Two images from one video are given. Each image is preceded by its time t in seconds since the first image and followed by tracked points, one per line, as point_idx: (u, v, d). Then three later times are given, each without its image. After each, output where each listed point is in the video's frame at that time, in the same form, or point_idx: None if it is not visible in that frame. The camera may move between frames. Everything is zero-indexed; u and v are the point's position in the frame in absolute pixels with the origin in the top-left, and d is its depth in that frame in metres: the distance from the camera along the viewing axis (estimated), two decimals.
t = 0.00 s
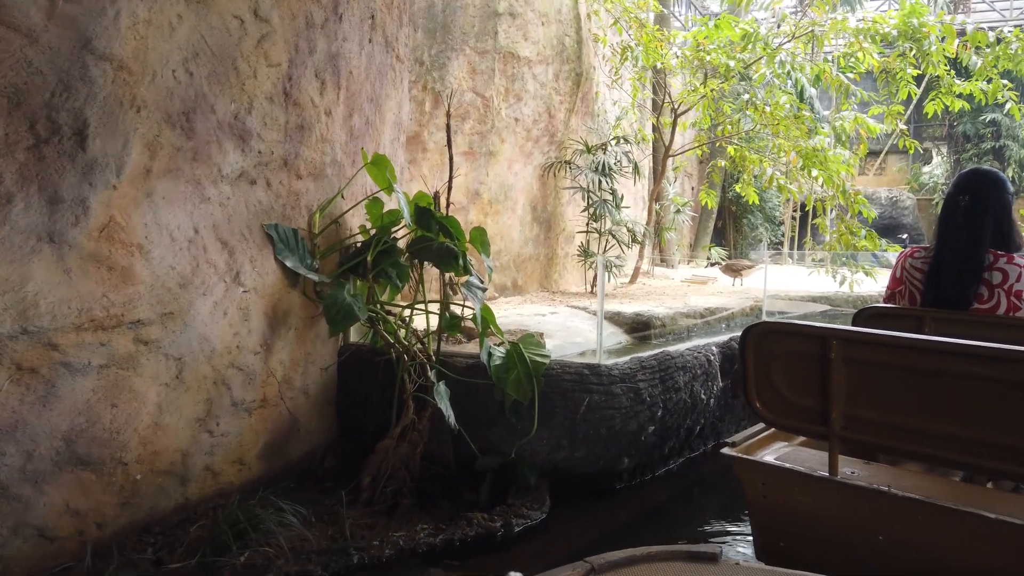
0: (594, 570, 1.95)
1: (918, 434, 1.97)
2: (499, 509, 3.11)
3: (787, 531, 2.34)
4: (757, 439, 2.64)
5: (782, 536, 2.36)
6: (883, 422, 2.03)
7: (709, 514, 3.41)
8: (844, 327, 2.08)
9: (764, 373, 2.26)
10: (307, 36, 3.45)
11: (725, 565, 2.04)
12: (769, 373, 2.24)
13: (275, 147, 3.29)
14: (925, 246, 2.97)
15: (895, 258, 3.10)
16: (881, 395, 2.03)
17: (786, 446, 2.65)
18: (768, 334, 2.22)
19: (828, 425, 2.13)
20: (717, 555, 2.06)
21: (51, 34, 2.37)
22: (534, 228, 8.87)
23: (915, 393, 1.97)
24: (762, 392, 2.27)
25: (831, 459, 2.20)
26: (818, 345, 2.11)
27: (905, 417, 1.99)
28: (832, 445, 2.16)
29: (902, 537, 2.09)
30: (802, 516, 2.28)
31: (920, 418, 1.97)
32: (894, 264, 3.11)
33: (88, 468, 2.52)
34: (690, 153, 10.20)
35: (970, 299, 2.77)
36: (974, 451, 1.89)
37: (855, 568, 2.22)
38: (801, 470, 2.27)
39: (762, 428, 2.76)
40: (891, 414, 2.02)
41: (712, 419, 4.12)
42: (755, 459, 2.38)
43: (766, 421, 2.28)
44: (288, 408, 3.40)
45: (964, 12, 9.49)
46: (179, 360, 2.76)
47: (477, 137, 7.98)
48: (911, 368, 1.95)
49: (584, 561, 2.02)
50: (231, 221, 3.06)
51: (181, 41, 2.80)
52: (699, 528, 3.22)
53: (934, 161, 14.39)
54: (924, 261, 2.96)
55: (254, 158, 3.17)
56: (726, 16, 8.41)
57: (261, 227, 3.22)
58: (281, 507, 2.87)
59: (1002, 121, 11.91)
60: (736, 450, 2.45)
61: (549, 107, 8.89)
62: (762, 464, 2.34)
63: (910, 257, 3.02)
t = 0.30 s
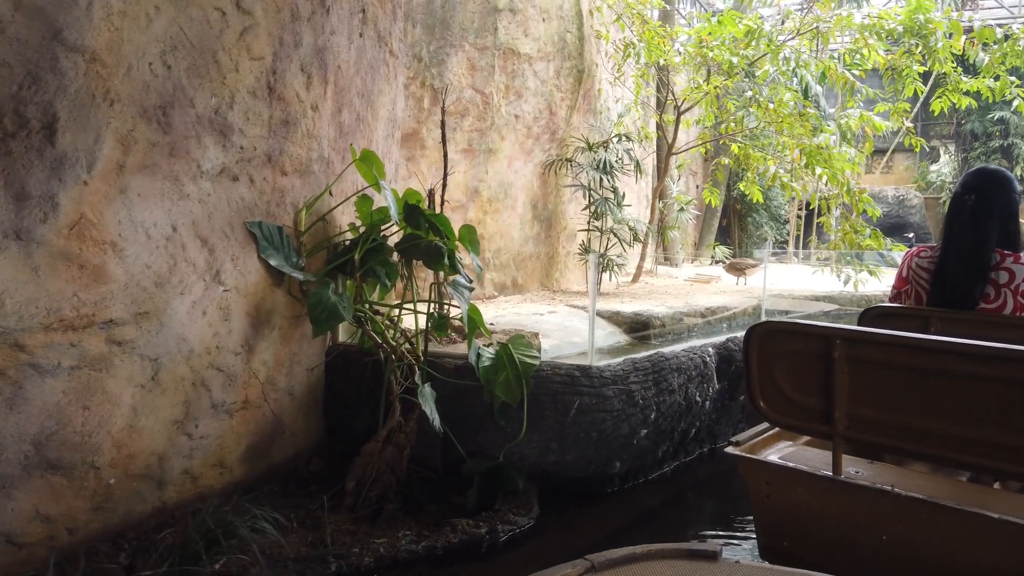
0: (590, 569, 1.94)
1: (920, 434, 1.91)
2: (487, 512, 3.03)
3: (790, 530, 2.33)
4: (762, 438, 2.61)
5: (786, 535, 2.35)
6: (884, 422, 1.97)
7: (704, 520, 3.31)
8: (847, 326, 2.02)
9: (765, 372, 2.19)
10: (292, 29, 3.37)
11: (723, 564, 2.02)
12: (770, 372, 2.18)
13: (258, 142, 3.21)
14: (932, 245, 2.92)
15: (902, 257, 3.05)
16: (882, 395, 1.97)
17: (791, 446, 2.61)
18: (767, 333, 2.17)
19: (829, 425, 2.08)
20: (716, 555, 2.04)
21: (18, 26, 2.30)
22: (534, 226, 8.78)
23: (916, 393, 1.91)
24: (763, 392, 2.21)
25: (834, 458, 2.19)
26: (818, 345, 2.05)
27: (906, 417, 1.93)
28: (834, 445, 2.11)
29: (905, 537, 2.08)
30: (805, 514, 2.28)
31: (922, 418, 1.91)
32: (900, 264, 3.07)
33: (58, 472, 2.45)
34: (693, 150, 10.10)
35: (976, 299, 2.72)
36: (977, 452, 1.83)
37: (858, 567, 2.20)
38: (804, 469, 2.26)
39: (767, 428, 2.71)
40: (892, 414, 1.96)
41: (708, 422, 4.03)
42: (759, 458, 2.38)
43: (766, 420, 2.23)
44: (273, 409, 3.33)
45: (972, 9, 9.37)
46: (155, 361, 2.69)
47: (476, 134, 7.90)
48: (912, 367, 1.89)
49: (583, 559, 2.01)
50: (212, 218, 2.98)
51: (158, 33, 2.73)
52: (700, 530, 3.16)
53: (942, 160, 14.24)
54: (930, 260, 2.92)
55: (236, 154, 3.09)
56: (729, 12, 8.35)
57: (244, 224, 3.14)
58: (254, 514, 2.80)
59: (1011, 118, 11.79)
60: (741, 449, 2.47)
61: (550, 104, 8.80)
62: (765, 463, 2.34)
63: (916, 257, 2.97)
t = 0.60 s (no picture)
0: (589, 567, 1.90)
1: (921, 433, 1.92)
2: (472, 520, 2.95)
3: (791, 530, 2.34)
4: (764, 439, 2.67)
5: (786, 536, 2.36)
6: (886, 423, 1.98)
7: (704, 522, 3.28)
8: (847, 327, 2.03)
9: (766, 373, 2.20)
10: (274, 25, 3.29)
11: (723, 564, 1.96)
12: (771, 373, 2.19)
13: (238, 140, 3.14)
14: (937, 247, 3.02)
15: (907, 258, 3.16)
16: (882, 395, 1.98)
17: (793, 447, 2.67)
18: (768, 334, 2.18)
19: (830, 426, 2.09)
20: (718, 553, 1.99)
21: None
22: (533, 226, 8.69)
23: (915, 393, 1.92)
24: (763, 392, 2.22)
25: (835, 460, 2.20)
26: (818, 345, 2.06)
27: (907, 418, 1.94)
28: (835, 446, 2.11)
29: (907, 538, 2.10)
30: (805, 515, 2.30)
31: (922, 419, 1.92)
32: (905, 265, 3.19)
33: (24, 479, 2.38)
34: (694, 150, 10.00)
35: (980, 300, 2.83)
36: (978, 452, 1.83)
37: (859, 568, 2.22)
38: (806, 470, 2.28)
39: (771, 429, 2.78)
40: (892, 414, 1.97)
41: (702, 426, 3.95)
42: (761, 458, 2.39)
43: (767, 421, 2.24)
44: (254, 413, 3.26)
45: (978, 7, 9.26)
46: (127, 365, 2.62)
47: (473, 134, 7.82)
48: (912, 367, 1.90)
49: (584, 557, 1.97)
50: (189, 219, 2.91)
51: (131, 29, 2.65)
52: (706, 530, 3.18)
53: (947, 160, 14.13)
54: (934, 262, 3.01)
55: (214, 153, 3.02)
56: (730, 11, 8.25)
57: (223, 224, 3.07)
58: (224, 525, 2.71)
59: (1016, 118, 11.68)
60: (742, 450, 2.49)
61: (549, 103, 8.70)
62: (766, 465, 2.36)
63: (920, 258, 3.08)
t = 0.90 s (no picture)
0: (593, 565, 1.98)
1: (919, 433, 1.96)
2: (453, 529, 2.86)
3: (791, 530, 2.35)
4: (765, 439, 2.72)
5: (786, 536, 2.37)
6: (886, 422, 2.02)
7: (706, 523, 3.27)
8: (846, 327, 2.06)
9: (767, 373, 2.25)
10: (254, 19, 3.21)
11: (724, 563, 2.03)
12: (772, 372, 2.23)
13: (216, 137, 3.06)
14: (938, 248, 2.98)
15: (908, 260, 3.11)
16: (881, 395, 2.02)
17: (794, 446, 2.70)
18: (770, 334, 2.22)
19: (831, 426, 2.13)
20: (717, 552, 2.06)
21: None
22: (531, 227, 8.59)
23: (914, 393, 1.95)
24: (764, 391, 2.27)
25: (835, 459, 2.22)
26: (817, 345, 2.10)
27: (908, 418, 1.97)
28: (836, 446, 2.15)
29: (906, 539, 2.10)
30: (805, 514, 2.30)
31: (922, 420, 1.95)
32: (908, 265, 3.13)
33: None
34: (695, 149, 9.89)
35: (983, 300, 2.79)
36: (977, 452, 1.86)
37: (859, 568, 2.23)
38: (806, 469, 2.30)
39: (770, 428, 2.84)
40: (891, 414, 2.01)
41: (695, 431, 3.87)
42: (761, 457, 2.41)
43: (768, 421, 2.29)
44: (234, 418, 3.19)
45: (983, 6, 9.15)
46: (96, 368, 2.55)
47: (469, 133, 7.73)
48: (911, 367, 1.93)
49: (585, 556, 2.03)
50: (164, 218, 2.83)
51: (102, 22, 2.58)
52: (710, 530, 3.19)
53: (951, 161, 13.99)
54: (936, 262, 2.97)
55: (191, 150, 2.95)
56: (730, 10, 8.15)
57: (200, 224, 2.99)
58: (190, 534, 2.62)
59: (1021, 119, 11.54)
60: (742, 449, 2.51)
61: (547, 102, 8.60)
62: (766, 464, 2.38)
63: (922, 258, 3.04)
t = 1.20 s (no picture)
0: (591, 565, 1.92)
1: (917, 432, 1.99)
2: (432, 536, 2.78)
3: (788, 527, 2.41)
4: (764, 437, 2.72)
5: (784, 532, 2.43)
6: (884, 421, 2.05)
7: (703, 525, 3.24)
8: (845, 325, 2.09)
9: (766, 371, 2.28)
10: (231, 11, 3.13)
11: (723, 562, 1.99)
12: (770, 370, 2.27)
13: (189, 133, 2.98)
14: (940, 248, 3.06)
15: (911, 259, 3.20)
16: (878, 393, 2.05)
17: (793, 444, 2.70)
18: (768, 332, 2.25)
19: (829, 424, 2.16)
20: (716, 552, 2.02)
21: None
22: (527, 226, 8.49)
23: (912, 391, 1.98)
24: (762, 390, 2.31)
25: (833, 457, 2.26)
26: (815, 342, 2.13)
27: (907, 416, 2.00)
28: (834, 444, 2.18)
29: (903, 536, 2.14)
30: (802, 511, 2.36)
31: (921, 418, 1.98)
32: (911, 264, 3.22)
33: None
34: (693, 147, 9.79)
35: (983, 299, 2.84)
36: (977, 451, 1.89)
37: (858, 566, 2.27)
38: (803, 466, 2.35)
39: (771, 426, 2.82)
40: (889, 412, 2.04)
41: (685, 434, 3.78)
42: (758, 455, 2.47)
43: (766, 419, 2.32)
44: (210, 421, 3.10)
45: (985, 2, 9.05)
46: (60, 371, 2.48)
47: (463, 131, 7.64)
48: (910, 365, 1.96)
49: (583, 555, 1.98)
50: (134, 215, 2.75)
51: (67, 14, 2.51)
52: (707, 529, 3.18)
53: (953, 159, 13.88)
54: (937, 261, 3.05)
55: (163, 146, 2.87)
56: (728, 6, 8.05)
57: (173, 222, 2.91)
58: (156, 544, 2.61)
59: None
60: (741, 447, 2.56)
61: (543, 100, 8.50)
62: (762, 461, 2.44)
63: (924, 257, 3.11)
